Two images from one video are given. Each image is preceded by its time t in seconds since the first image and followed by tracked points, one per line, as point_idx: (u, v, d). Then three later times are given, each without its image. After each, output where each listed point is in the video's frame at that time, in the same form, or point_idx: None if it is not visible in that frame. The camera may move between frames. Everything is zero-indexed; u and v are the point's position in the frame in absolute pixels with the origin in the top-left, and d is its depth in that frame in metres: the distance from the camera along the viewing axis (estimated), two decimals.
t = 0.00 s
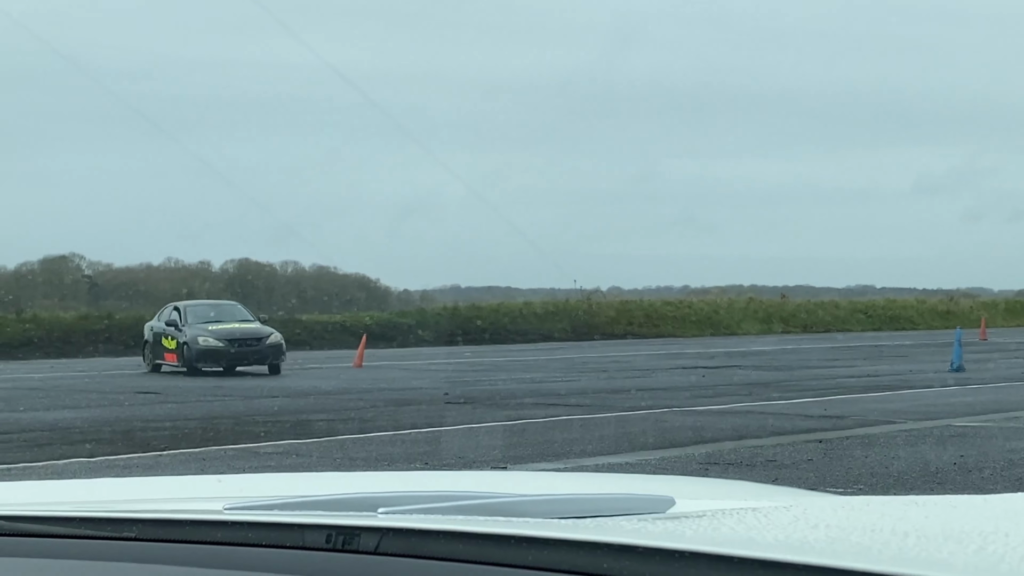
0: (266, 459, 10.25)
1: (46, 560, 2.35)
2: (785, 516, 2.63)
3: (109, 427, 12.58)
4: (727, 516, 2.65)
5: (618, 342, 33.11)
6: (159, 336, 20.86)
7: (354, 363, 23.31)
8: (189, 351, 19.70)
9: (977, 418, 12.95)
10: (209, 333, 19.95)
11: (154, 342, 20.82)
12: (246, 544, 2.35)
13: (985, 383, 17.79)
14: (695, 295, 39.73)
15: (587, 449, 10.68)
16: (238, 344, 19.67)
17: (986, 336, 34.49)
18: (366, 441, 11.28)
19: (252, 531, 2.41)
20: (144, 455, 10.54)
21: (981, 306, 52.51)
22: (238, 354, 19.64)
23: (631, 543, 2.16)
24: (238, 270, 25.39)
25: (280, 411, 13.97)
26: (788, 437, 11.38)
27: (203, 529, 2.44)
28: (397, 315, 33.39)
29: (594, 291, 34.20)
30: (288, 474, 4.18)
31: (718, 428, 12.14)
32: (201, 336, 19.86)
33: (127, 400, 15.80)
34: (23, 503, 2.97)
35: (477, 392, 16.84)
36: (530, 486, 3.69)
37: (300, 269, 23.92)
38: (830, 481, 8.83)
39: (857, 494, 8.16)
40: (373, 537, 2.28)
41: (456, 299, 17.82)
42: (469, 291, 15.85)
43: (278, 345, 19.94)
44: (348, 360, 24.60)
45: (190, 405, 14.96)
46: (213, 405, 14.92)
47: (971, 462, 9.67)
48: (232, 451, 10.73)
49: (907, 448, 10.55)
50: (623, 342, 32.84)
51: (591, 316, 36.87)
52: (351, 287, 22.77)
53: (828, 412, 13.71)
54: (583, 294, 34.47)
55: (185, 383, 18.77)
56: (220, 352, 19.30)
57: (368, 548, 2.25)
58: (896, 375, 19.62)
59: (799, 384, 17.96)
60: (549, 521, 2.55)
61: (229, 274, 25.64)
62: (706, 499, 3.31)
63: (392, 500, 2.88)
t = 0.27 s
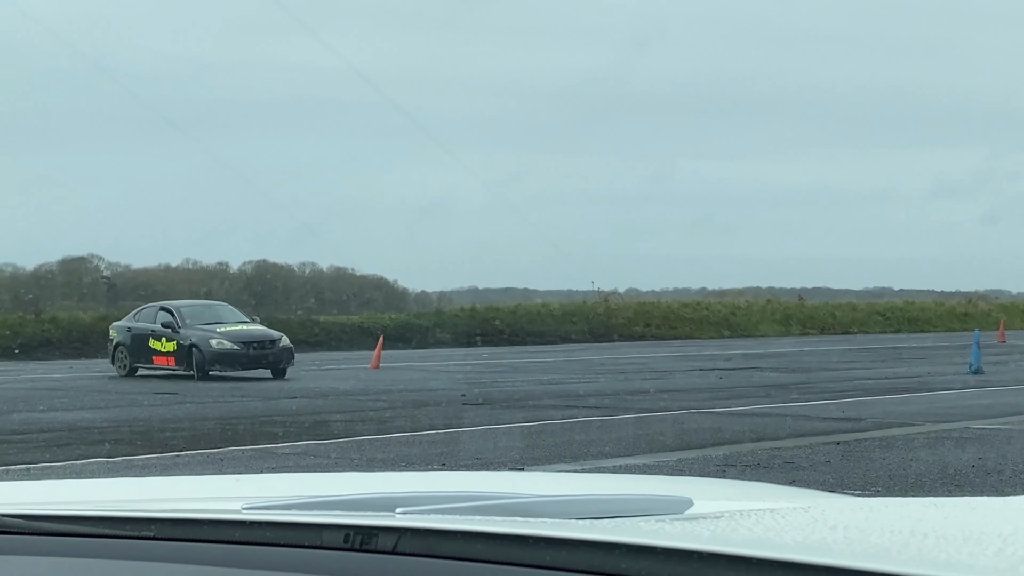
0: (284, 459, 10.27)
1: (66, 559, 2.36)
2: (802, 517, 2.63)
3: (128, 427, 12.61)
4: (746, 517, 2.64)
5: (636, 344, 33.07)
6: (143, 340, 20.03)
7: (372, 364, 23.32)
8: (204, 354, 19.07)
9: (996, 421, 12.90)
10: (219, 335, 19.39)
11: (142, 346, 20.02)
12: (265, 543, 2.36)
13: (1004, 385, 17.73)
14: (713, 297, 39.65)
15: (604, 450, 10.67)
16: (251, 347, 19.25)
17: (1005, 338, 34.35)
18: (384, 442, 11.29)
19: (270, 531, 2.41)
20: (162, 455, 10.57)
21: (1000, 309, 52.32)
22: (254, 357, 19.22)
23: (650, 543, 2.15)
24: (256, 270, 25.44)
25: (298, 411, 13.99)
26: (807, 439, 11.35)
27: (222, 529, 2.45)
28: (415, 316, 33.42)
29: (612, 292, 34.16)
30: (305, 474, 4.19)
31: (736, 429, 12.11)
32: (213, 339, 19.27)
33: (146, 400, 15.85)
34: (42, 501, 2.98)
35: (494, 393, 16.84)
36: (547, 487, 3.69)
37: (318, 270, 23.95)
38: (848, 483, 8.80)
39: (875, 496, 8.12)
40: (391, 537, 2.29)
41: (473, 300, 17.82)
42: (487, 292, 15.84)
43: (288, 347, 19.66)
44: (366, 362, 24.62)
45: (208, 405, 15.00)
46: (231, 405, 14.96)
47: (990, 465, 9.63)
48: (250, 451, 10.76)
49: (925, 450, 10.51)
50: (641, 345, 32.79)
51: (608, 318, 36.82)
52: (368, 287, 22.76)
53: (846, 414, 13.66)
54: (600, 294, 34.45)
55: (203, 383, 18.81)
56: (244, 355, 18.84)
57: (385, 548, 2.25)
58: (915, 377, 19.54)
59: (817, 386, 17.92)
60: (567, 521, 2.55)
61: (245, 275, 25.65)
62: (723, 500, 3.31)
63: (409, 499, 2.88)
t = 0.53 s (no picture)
0: (293, 460, 10.28)
1: (76, 558, 2.36)
2: (811, 518, 2.62)
3: (137, 427, 12.63)
4: (754, 517, 2.65)
5: (645, 344, 33.02)
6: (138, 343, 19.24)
7: (380, 364, 23.33)
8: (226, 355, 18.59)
9: (1005, 422, 12.88)
10: (237, 336, 18.95)
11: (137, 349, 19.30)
12: (274, 542, 2.36)
13: (1013, 386, 17.70)
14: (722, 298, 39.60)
15: (613, 451, 10.66)
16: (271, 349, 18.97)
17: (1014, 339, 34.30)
18: (392, 442, 11.29)
19: (279, 530, 2.41)
20: (172, 455, 10.60)
21: (1009, 309, 52.26)
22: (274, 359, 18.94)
23: (657, 544, 2.16)
24: (265, 270, 25.66)
25: (307, 412, 14.01)
26: (816, 440, 11.33)
27: (231, 528, 2.45)
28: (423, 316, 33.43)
29: (620, 292, 34.13)
30: (314, 474, 4.19)
31: (744, 430, 12.11)
32: (235, 340, 18.82)
33: (155, 400, 15.88)
34: (51, 501, 2.98)
35: (502, 394, 16.84)
36: (556, 488, 3.68)
37: (327, 271, 24.07)
38: (856, 484, 8.80)
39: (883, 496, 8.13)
40: (399, 536, 2.28)
41: (482, 301, 17.83)
42: (496, 292, 15.84)
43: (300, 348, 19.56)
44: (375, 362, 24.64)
45: (217, 405, 15.02)
46: (240, 405, 14.97)
47: (1000, 466, 9.61)
48: (260, 451, 10.77)
49: (934, 451, 10.50)
50: (651, 345, 32.76)
51: (617, 318, 36.80)
52: (376, 289, 22.78)
53: (856, 415, 13.66)
54: (608, 295, 34.44)
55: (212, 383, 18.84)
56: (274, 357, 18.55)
57: (394, 548, 2.25)
58: (924, 378, 19.52)
59: (826, 386, 17.91)
60: (576, 521, 2.56)
61: (253, 277, 25.83)
62: (733, 501, 3.30)
63: (417, 499, 2.88)
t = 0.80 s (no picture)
0: (292, 459, 10.27)
1: (77, 558, 2.36)
2: (810, 517, 2.62)
3: (137, 427, 12.61)
4: (754, 517, 2.64)
5: (644, 344, 33.02)
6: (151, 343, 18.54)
7: (380, 364, 23.30)
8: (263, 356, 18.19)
9: (1005, 422, 12.88)
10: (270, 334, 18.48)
11: (148, 349, 18.60)
12: (273, 541, 2.36)
13: (1012, 386, 17.71)
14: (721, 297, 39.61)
15: (613, 451, 10.65)
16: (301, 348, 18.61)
17: (1013, 339, 34.31)
18: (391, 442, 11.28)
19: (279, 530, 2.41)
20: (171, 455, 10.58)
21: (1008, 309, 52.28)
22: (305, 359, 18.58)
23: (657, 543, 2.16)
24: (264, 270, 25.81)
25: (306, 411, 13.99)
26: (815, 439, 11.33)
27: (231, 528, 2.45)
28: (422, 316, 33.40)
29: (620, 292, 34.12)
30: (311, 473, 4.18)
31: (744, 430, 12.10)
32: (268, 339, 18.36)
33: (154, 400, 15.86)
34: (49, 500, 2.97)
35: (502, 394, 16.83)
36: (555, 487, 3.68)
37: (326, 271, 24.15)
38: (856, 484, 8.81)
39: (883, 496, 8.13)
40: (399, 535, 2.29)
41: (482, 301, 17.83)
42: (497, 291, 15.83)
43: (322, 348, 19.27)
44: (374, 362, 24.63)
45: (216, 405, 15.00)
46: (239, 405, 14.96)
47: (999, 466, 9.61)
48: (259, 451, 10.76)
49: (934, 451, 10.50)
50: (650, 345, 32.76)
51: (616, 318, 36.78)
52: (375, 288, 22.72)
53: (856, 415, 13.65)
54: (607, 295, 34.43)
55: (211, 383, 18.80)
56: (313, 359, 18.41)
57: (395, 547, 2.25)
58: (924, 378, 19.52)
59: (826, 386, 17.90)
60: (575, 520, 2.56)
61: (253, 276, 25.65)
62: (733, 500, 3.30)
63: (417, 499, 2.88)
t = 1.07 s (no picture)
0: (282, 459, 10.24)
1: (72, 557, 2.35)
2: (801, 516, 2.62)
3: (126, 426, 12.55)
4: (744, 515, 2.64)
5: (634, 343, 33.02)
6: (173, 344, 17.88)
7: (370, 363, 23.28)
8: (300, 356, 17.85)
9: (993, 420, 12.91)
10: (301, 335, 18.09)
11: (166, 350, 17.95)
12: (264, 541, 2.36)
13: (1001, 385, 17.75)
14: (711, 296, 39.63)
15: (603, 450, 10.65)
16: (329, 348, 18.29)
17: (1002, 338, 34.38)
18: (381, 442, 11.25)
19: (269, 528, 2.41)
20: (161, 455, 10.54)
21: (996, 308, 52.40)
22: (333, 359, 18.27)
23: (647, 542, 2.16)
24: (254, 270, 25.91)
25: (296, 411, 13.96)
26: (805, 438, 11.33)
27: (219, 528, 2.44)
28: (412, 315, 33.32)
29: (609, 291, 34.11)
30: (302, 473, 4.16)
31: (734, 429, 12.10)
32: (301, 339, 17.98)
33: (143, 400, 15.81)
34: (42, 500, 2.95)
35: (492, 393, 16.81)
36: (548, 487, 3.67)
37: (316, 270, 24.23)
38: (846, 482, 8.82)
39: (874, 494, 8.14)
40: (390, 535, 2.28)
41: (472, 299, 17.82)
42: (486, 290, 15.82)
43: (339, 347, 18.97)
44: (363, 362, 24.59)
45: (205, 404, 14.96)
46: (229, 404, 14.92)
47: (989, 464, 9.63)
48: (249, 450, 10.73)
49: (924, 449, 10.52)
50: (640, 344, 32.77)
51: (606, 317, 36.77)
52: (365, 287, 22.80)
53: (845, 413, 13.67)
54: (597, 293, 34.41)
55: (201, 384, 18.74)
56: (346, 358, 18.22)
57: (385, 546, 2.24)
58: (913, 377, 19.56)
59: (815, 385, 17.93)
60: (564, 519, 2.56)
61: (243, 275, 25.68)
62: (724, 499, 3.29)
63: (408, 498, 2.87)
